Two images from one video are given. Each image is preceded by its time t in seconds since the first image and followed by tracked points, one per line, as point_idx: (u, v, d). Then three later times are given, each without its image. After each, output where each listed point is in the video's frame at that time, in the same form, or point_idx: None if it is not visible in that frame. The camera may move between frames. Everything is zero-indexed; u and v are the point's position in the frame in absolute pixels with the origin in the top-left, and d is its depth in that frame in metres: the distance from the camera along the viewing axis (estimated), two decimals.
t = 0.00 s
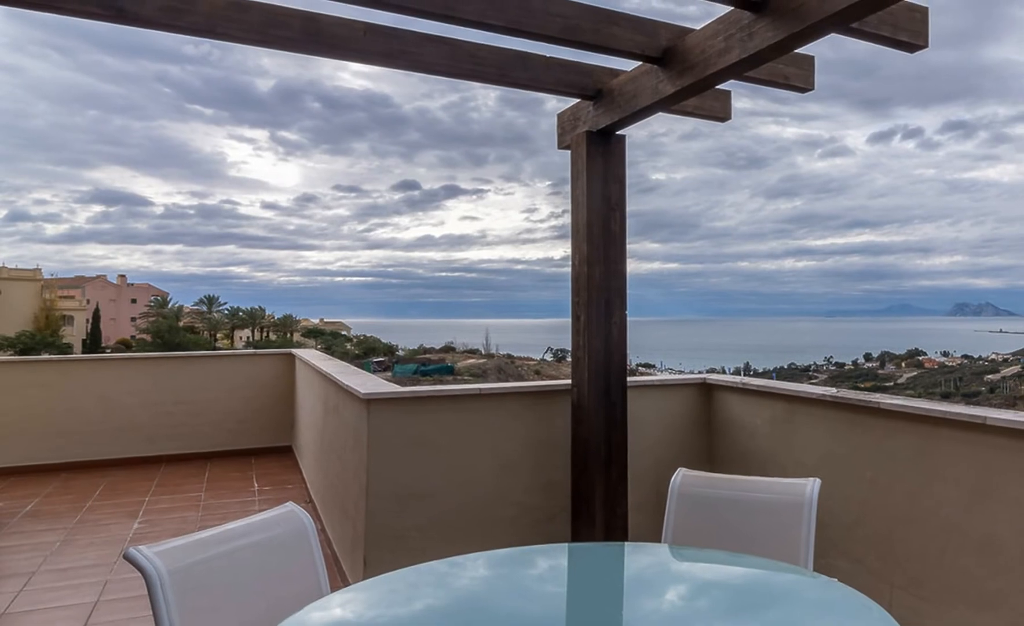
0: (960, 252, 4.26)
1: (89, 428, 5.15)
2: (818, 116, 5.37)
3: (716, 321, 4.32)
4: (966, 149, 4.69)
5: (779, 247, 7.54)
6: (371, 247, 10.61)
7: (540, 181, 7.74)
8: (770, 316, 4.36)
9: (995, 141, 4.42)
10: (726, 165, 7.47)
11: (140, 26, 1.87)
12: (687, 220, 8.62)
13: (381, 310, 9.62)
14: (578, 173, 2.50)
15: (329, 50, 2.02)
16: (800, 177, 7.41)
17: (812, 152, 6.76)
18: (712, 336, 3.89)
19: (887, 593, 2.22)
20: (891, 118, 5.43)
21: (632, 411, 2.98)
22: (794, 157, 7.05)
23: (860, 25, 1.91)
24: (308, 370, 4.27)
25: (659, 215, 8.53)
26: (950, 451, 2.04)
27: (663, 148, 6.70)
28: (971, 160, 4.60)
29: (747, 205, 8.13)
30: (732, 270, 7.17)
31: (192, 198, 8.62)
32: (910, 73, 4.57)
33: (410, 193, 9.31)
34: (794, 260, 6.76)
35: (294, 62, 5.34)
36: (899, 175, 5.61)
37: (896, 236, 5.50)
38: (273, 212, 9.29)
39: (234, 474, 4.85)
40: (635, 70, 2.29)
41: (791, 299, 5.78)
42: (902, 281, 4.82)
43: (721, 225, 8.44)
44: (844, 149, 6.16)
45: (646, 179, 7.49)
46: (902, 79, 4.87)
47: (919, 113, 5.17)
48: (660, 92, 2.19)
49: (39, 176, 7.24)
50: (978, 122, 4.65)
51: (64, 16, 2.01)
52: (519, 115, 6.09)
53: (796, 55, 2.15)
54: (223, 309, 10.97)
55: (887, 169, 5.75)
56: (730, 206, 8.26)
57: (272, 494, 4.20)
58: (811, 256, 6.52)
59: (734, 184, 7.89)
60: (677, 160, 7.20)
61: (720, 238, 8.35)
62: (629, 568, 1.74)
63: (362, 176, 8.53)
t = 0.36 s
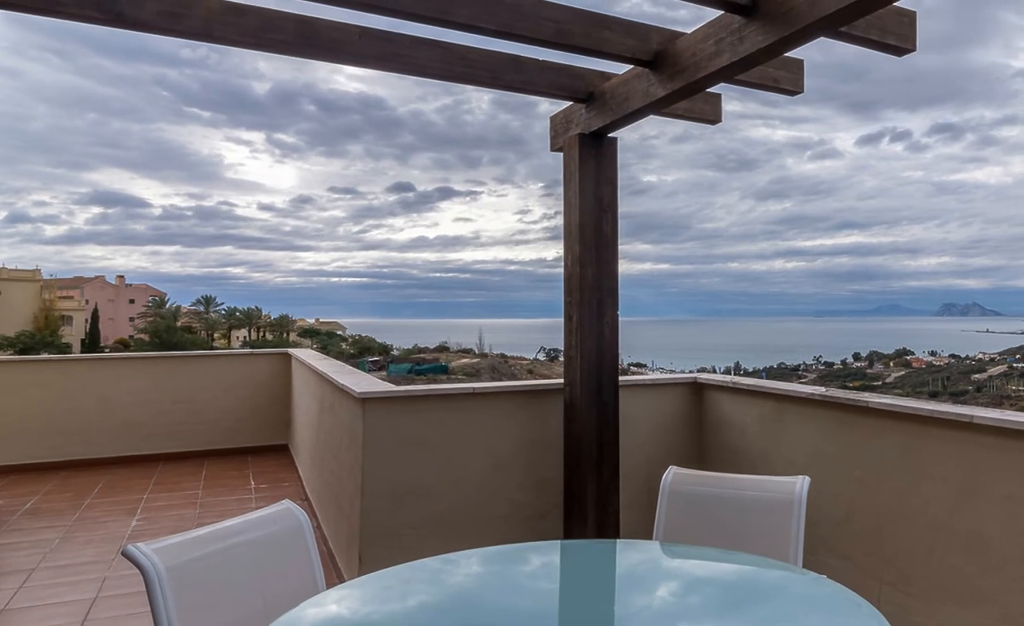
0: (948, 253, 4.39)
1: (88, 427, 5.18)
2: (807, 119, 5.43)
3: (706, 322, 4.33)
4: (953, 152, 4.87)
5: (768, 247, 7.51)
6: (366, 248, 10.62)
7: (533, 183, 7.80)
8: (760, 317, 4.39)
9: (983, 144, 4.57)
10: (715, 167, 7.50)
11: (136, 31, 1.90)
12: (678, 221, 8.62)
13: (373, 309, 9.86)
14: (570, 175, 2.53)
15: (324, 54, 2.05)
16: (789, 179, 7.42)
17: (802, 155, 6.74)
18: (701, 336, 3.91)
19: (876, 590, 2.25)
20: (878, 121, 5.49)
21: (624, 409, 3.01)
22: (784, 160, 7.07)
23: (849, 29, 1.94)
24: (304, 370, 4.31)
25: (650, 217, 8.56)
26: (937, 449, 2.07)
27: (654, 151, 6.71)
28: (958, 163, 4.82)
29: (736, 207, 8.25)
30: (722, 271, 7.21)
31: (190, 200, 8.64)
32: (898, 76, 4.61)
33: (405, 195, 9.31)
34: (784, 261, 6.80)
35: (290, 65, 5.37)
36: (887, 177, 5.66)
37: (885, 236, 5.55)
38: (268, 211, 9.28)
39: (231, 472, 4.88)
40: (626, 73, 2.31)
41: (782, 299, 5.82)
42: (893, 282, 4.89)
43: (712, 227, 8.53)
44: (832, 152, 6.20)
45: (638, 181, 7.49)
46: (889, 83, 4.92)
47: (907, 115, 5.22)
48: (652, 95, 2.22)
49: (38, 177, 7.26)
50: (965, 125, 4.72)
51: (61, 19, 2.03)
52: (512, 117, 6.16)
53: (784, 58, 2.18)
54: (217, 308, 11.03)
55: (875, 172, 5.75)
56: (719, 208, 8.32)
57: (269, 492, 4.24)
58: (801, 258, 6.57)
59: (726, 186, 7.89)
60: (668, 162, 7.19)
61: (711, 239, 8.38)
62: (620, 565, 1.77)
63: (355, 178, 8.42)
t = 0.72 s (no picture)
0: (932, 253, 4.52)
1: (87, 425, 5.21)
2: (797, 121, 5.49)
3: (695, 322, 4.34)
4: (940, 154, 4.89)
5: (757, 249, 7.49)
6: (361, 249, 10.66)
7: (526, 184, 7.84)
8: (748, 317, 4.43)
9: (970, 146, 4.57)
10: (706, 169, 7.53)
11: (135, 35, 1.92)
12: (668, 221, 8.61)
13: (370, 309, 9.85)
14: (562, 177, 2.56)
15: (320, 57, 2.07)
16: (779, 181, 7.43)
17: (791, 157, 6.82)
18: (691, 336, 3.93)
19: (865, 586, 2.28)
20: (868, 123, 5.49)
21: (616, 408, 3.04)
22: (774, 162, 7.09)
23: (837, 33, 1.96)
24: (300, 369, 4.34)
25: (641, 218, 8.60)
26: (925, 447, 2.10)
27: (646, 152, 6.74)
28: (945, 165, 4.87)
29: (726, 208, 8.33)
30: (713, 271, 7.24)
31: (187, 201, 8.66)
32: (886, 79, 4.65)
33: (399, 197, 9.32)
34: (774, 262, 6.88)
35: (286, 69, 5.40)
36: (876, 178, 5.63)
37: (873, 237, 5.59)
38: (267, 215, 9.43)
39: (228, 470, 4.91)
40: (619, 76, 2.34)
41: (771, 299, 5.85)
42: (881, 283, 4.95)
43: (701, 228, 8.60)
44: (820, 154, 6.25)
45: (629, 182, 7.48)
46: (878, 86, 4.96)
47: (895, 118, 5.23)
48: (644, 99, 2.25)
49: (37, 179, 7.28)
50: (952, 128, 4.79)
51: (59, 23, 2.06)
52: (505, 120, 6.20)
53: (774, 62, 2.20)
54: (215, 308, 10.90)
55: (864, 173, 5.76)
56: (710, 208, 8.36)
57: (265, 489, 4.28)
58: (791, 259, 6.62)
59: (716, 187, 7.90)
60: (659, 164, 7.20)
61: (702, 240, 8.41)
62: (612, 561, 1.80)
63: (351, 178, 8.35)
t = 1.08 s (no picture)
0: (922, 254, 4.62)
1: (86, 424, 5.24)
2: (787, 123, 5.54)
3: (685, 322, 4.37)
4: (928, 156, 4.96)
5: (748, 251, 7.45)
6: (356, 249, 10.49)
7: (519, 186, 7.90)
8: (737, 317, 4.46)
9: (958, 148, 4.63)
10: (697, 172, 7.56)
11: (132, 39, 1.95)
12: (658, 223, 8.65)
13: (364, 310, 9.90)
14: (555, 179, 2.59)
15: (316, 60, 2.10)
16: (769, 183, 7.48)
17: (781, 159, 6.89)
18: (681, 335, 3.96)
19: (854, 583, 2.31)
20: (856, 126, 5.59)
21: (608, 408, 3.07)
22: (764, 164, 7.13)
23: (825, 37, 1.99)
24: (296, 368, 4.38)
25: (633, 219, 8.65)
26: (912, 446, 2.13)
27: (637, 155, 6.77)
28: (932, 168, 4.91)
29: (717, 210, 8.45)
30: (705, 271, 7.29)
31: (185, 203, 8.70)
32: (873, 82, 4.72)
33: (394, 198, 9.35)
34: (762, 263, 6.89)
35: (283, 71, 5.42)
36: (864, 180, 5.73)
37: (862, 239, 5.63)
38: (261, 215, 9.35)
39: (225, 468, 4.94)
40: (611, 79, 2.37)
41: (761, 299, 5.90)
42: (869, 283, 5.00)
43: (692, 230, 8.73)
44: (811, 156, 6.40)
45: (621, 184, 7.49)
46: (867, 89, 5.00)
47: (884, 121, 5.33)
48: (635, 101, 2.28)
49: (37, 181, 7.30)
50: (941, 130, 4.93)
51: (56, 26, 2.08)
52: (498, 123, 6.23)
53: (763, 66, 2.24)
54: (213, 308, 10.68)
55: (854, 174, 5.85)
56: (700, 210, 8.42)
57: (262, 487, 4.32)
58: (780, 260, 6.68)
59: (706, 188, 7.93)
60: (650, 166, 7.24)
61: (694, 241, 8.46)
62: (604, 558, 1.83)
63: (346, 180, 8.39)
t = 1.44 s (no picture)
0: (910, 254, 4.69)
1: (85, 422, 5.27)
2: (777, 126, 5.59)
3: (676, 322, 4.39)
4: (915, 158, 5.03)
5: (738, 251, 7.48)
6: (351, 252, 10.73)
7: (512, 187, 7.95)
8: (727, 317, 4.50)
9: (944, 151, 4.71)
10: (688, 173, 7.59)
11: (130, 42, 1.97)
12: (650, 224, 8.69)
13: (360, 310, 9.78)
14: (547, 181, 2.62)
15: (311, 63, 2.13)
16: (759, 184, 7.52)
17: (770, 160, 6.96)
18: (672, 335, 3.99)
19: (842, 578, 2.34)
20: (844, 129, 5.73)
21: (600, 406, 3.10)
22: (753, 166, 7.17)
23: (814, 41, 2.02)
24: (292, 367, 4.41)
25: (624, 221, 8.71)
26: (900, 443, 2.16)
27: (628, 156, 6.81)
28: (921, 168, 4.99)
29: (708, 212, 8.51)
30: (698, 271, 7.33)
31: (182, 204, 8.73)
32: (862, 84, 4.77)
33: (388, 200, 9.39)
34: (752, 263, 6.94)
35: (279, 75, 5.46)
36: (853, 182, 5.84)
37: (850, 239, 5.68)
38: (259, 217, 9.45)
39: (221, 465, 4.96)
40: (602, 82, 2.40)
41: (751, 299, 5.94)
42: (857, 283, 5.04)
43: (683, 230, 8.77)
44: (801, 158, 6.48)
45: (612, 186, 7.52)
46: (856, 91, 5.05)
47: (871, 123, 5.39)
48: (626, 104, 2.31)
49: (36, 183, 7.32)
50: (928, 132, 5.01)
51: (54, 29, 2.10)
52: (492, 125, 6.30)
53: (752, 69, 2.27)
54: (211, 307, 10.48)
55: (841, 177, 5.97)
56: (691, 212, 8.49)
57: (258, 485, 4.35)
58: (770, 260, 6.73)
59: (697, 190, 7.96)
60: (641, 167, 7.28)
61: (684, 242, 8.52)
62: (596, 554, 1.86)
63: (342, 181, 8.52)
